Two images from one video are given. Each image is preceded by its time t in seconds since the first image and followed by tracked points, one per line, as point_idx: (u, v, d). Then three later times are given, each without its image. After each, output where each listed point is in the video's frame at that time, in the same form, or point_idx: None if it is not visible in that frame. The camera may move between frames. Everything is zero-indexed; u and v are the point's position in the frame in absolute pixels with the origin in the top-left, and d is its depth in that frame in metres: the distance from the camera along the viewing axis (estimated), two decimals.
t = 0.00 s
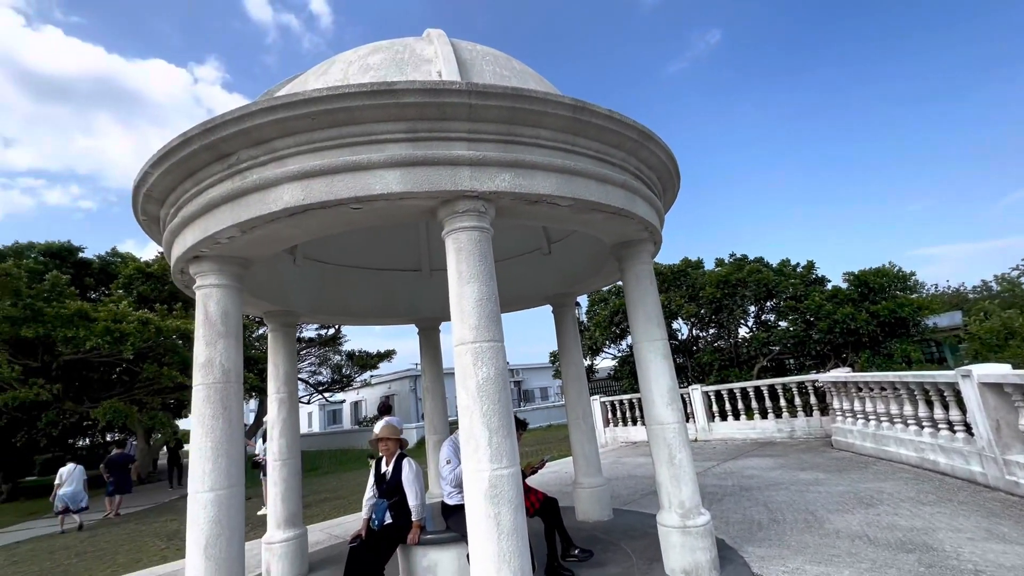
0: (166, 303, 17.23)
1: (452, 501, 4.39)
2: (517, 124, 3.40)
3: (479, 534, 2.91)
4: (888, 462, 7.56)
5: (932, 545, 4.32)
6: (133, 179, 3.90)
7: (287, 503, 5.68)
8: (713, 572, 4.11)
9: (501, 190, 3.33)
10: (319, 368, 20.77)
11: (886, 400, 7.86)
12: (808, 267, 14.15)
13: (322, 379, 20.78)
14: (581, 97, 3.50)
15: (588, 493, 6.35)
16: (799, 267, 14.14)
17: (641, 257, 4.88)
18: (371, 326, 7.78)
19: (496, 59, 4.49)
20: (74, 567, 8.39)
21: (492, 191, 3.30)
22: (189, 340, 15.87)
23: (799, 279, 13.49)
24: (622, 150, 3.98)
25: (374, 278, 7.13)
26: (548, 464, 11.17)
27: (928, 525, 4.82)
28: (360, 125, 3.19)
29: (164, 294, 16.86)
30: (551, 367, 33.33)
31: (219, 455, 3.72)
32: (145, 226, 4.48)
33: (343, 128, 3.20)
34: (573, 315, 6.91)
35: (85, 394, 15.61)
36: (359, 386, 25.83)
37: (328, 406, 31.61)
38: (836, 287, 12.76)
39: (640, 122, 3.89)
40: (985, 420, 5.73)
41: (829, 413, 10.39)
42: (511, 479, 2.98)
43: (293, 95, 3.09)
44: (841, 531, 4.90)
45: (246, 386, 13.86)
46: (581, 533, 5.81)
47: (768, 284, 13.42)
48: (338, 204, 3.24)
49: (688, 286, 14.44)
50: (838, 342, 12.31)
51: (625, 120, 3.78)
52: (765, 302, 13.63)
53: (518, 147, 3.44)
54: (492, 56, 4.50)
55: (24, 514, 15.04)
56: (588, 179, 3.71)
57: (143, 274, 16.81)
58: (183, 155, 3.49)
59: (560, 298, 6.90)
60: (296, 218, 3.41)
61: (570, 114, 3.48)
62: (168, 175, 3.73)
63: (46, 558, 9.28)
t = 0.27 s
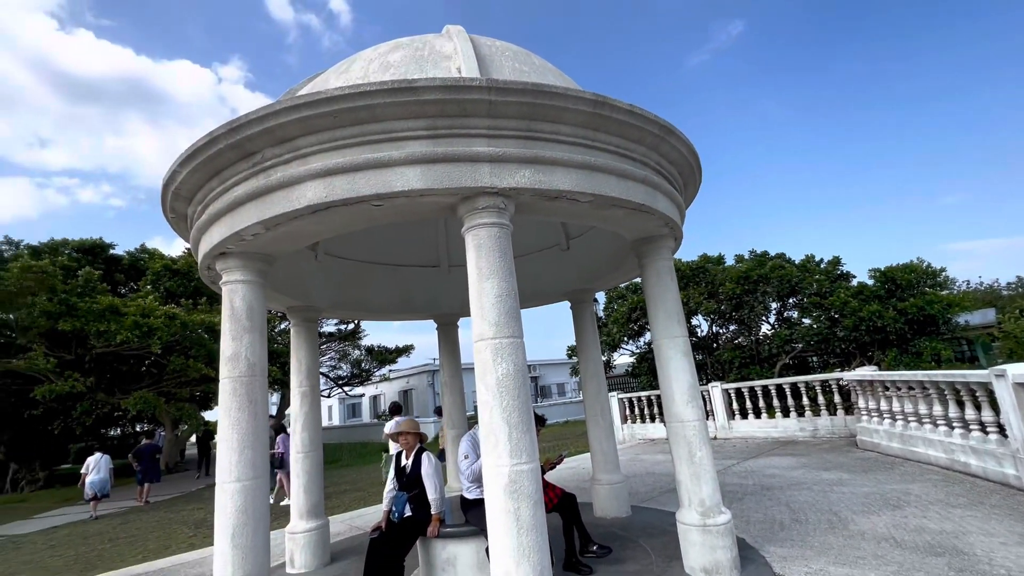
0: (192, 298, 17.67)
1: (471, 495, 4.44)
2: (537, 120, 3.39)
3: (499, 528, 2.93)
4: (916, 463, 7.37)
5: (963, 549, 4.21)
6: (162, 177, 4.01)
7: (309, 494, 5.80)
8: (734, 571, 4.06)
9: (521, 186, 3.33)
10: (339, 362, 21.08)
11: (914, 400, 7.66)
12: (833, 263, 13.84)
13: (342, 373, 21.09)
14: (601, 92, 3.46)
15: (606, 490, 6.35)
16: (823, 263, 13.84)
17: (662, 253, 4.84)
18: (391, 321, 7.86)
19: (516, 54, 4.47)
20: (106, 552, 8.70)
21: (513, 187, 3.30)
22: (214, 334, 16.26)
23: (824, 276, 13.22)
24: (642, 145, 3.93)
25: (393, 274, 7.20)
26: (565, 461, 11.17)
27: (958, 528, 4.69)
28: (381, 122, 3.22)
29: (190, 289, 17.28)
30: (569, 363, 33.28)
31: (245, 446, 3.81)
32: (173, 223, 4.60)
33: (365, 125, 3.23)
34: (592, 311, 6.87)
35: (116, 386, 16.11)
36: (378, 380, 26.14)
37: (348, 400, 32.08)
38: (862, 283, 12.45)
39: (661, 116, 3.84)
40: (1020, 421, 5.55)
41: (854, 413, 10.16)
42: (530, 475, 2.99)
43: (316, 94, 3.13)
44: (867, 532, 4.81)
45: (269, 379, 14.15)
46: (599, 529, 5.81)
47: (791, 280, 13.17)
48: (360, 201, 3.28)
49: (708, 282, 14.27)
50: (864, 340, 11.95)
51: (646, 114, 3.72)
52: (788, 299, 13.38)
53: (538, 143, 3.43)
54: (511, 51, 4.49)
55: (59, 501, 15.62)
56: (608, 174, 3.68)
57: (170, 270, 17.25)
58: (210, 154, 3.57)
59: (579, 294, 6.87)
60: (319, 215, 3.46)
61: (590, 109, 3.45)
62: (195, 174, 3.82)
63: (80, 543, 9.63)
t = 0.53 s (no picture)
0: (213, 292, 18.03)
1: (487, 489, 4.46)
2: (554, 114, 3.36)
3: (515, 522, 2.93)
4: (941, 465, 7.20)
5: (990, 553, 4.10)
6: (185, 172, 4.08)
7: (327, 486, 5.89)
8: (751, 571, 4.02)
9: (538, 181, 3.30)
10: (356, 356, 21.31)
11: (939, 400, 7.48)
12: (856, 260, 13.55)
13: (359, 367, 21.34)
14: (619, 85, 3.41)
15: (621, 487, 6.32)
16: (846, 260, 13.56)
17: (680, 249, 4.78)
18: (407, 316, 7.92)
19: (533, 48, 4.44)
20: (133, 538, 8.96)
21: (529, 182, 3.28)
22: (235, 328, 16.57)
23: (846, 272, 12.96)
24: (661, 139, 3.87)
25: (410, 269, 7.25)
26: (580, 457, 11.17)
27: (985, 532, 4.57)
28: (399, 118, 3.23)
29: (212, 284, 17.63)
30: (584, 359, 33.18)
31: (265, 437, 3.88)
32: (195, 218, 4.69)
33: (383, 121, 3.24)
34: (608, 307, 6.83)
35: (141, 377, 16.55)
36: (394, 374, 26.40)
37: (364, 394, 32.48)
38: (886, 281, 12.17)
39: (681, 109, 3.78)
40: None
41: (877, 413, 9.96)
42: (546, 470, 2.98)
43: (335, 89, 3.15)
44: (889, 535, 4.72)
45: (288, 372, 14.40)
46: (614, 525, 5.80)
47: (812, 277, 12.93)
48: (378, 196, 3.30)
49: (726, 279, 14.10)
50: (888, 339, 11.70)
51: (665, 108, 3.66)
52: (808, 296, 13.15)
53: (555, 137, 3.40)
54: (529, 45, 4.47)
55: (88, 488, 16.13)
56: (625, 168, 3.64)
57: (193, 265, 17.61)
58: (231, 150, 3.62)
59: (594, 290, 6.83)
60: (337, 211, 3.49)
61: (608, 103, 3.41)
62: (217, 169, 3.88)
63: (108, 528, 9.95)
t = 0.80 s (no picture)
0: (232, 287, 18.33)
1: (500, 484, 4.49)
2: (571, 109, 3.33)
3: (528, 518, 2.94)
4: (964, 469, 7.04)
5: (1014, 559, 4.01)
6: (206, 168, 4.15)
7: (342, 478, 5.97)
8: (766, 571, 3.98)
9: (553, 177, 3.29)
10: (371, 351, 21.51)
11: (962, 402, 7.32)
12: (878, 258, 13.28)
13: (373, 362, 21.55)
14: (636, 80, 3.37)
15: (634, 484, 6.30)
16: (867, 258, 13.29)
17: (697, 246, 4.73)
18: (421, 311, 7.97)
19: (549, 43, 4.42)
20: (154, 526, 9.19)
21: (545, 178, 3.27)
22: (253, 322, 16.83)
23: (867, 271, 12.71)
24: (678, 134, 3.82)
25: (424, 265, 7.29)
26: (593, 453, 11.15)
27: (1009, 537, 4.47)
28: (415, 113, 3.24)
29: (231, 278, 17.92)
30: (597, 356, 33.07)
31: (283, 430, 3.94)
32: (215, 213, 4.77)
33: (399, 116, 3.25)
34: (623, 304, 6.80)
35: (163, 369, 16.91)
36: (408, 369, 26.60)
37: (379, 387, 32.80)
38: (909, 279, 11.89)
39: (699, 103, 3.72)
40: None
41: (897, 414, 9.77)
42: (559, 466, 2.98)
43: (353, 86, 3.17)
44: (909, 538, 4.63)
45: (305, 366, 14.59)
46: (627, 523, 5.78)
47: (831, 274, 12.70)
48: (394, 191, 3.31)
49: (742, 276, 13.93)
50: (910, 339, 11.46)
51: (683, 103, 3.61)
52: (828, 294, 12.92)
53: (571, 132, 3.38)
54: (545, 40, 4.44)
55: (112, 476, 16.56)
56: (642, 164, 3.60)
57: (213, 259, 17.90)
58: (250, 146, 3.67)
59: (609, 287, 6.80)
60: (354, 206, 3.52)
61: (625, 98, 3.37)
62: (236, 165, 3.93)
63: (131, 515, 10.22)
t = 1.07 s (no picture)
0: (250, 281, 18.60)
1: (513, 479, 4.51)
2: (587, 105, 3.31)
3: (541, 513, 2.94)
4: (986, 473, 6.89)
5: None
6: (226, 165, 4.22)
7: (358, 470, 6.04)
8: (781, 572, 3.94)
9: (570, 173, 3.28)
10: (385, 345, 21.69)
11: (986, 405, 7.16)
12: (899, 257, 13.02)
13: (387, 356, 21.73)
14: (654, 76, 3.34)
15: (647, 482, 6.28)
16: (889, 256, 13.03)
17: (714, 243, 4.68)
18: (435, 307, 8.02)
19: (566, 39, 4.40)
20: (174, 514, 9.41)
21: (561, 174, 3.26)
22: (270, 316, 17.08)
23: (888, 269, 12.46)
24: (696, 130, 3.77)
25: (438, 261, 7.33)
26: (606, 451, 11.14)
27: None
28: (432, 110, 3.25)
29: (249, 273, 18.18)
30: (609, 353, 32.94)
31: (300, 422, 4.01)
32: (235, 208, 4.85)
33: (416, 113, 3.27)
34: (637, 301, 6.76)
35: (182, 361, 17.25)
36: (421, 364, 26.79)
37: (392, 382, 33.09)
38: (932, 279, 11.64)
39: (718, 99, 3.66)
40: None
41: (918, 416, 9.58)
42: (572, 462, 2.98)
43: (370, 83, 3.19)
44: (928, 542, 4.55)
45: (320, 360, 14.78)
46: (639, 521, 5.77)
47: (850, 273, 12.47)
48: (410, 187, 3.33)
49: (759, 274, 13.77)
50: (931, 339, 11.22)
51: (701, 98, 3.56)
52: (847, 293, 12.71)
53: (588, 129, 3.36)
54: (562, 36, 4.42)
55: (133, 464, 16.97)
56: (659, 160, 3.56)
57: (231, 254, 18.17)
58: (269, 143, 3.72)
59: (623, 284, 6.76)
60: (371, 202, 3.55)
61: (643, 94, 3.34)
62: (256, 161, 3.99)
63: (153, 503, 10.47)
